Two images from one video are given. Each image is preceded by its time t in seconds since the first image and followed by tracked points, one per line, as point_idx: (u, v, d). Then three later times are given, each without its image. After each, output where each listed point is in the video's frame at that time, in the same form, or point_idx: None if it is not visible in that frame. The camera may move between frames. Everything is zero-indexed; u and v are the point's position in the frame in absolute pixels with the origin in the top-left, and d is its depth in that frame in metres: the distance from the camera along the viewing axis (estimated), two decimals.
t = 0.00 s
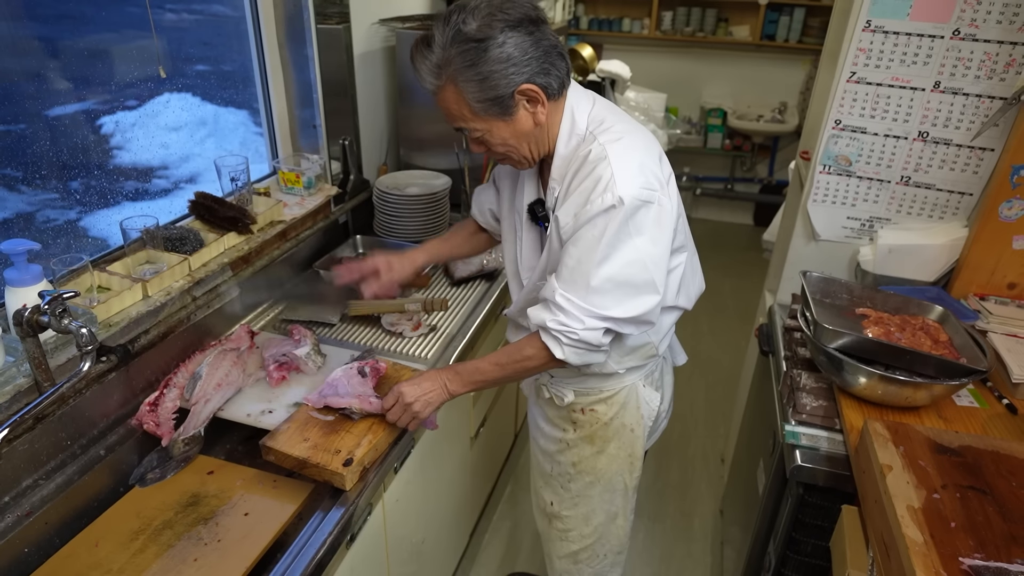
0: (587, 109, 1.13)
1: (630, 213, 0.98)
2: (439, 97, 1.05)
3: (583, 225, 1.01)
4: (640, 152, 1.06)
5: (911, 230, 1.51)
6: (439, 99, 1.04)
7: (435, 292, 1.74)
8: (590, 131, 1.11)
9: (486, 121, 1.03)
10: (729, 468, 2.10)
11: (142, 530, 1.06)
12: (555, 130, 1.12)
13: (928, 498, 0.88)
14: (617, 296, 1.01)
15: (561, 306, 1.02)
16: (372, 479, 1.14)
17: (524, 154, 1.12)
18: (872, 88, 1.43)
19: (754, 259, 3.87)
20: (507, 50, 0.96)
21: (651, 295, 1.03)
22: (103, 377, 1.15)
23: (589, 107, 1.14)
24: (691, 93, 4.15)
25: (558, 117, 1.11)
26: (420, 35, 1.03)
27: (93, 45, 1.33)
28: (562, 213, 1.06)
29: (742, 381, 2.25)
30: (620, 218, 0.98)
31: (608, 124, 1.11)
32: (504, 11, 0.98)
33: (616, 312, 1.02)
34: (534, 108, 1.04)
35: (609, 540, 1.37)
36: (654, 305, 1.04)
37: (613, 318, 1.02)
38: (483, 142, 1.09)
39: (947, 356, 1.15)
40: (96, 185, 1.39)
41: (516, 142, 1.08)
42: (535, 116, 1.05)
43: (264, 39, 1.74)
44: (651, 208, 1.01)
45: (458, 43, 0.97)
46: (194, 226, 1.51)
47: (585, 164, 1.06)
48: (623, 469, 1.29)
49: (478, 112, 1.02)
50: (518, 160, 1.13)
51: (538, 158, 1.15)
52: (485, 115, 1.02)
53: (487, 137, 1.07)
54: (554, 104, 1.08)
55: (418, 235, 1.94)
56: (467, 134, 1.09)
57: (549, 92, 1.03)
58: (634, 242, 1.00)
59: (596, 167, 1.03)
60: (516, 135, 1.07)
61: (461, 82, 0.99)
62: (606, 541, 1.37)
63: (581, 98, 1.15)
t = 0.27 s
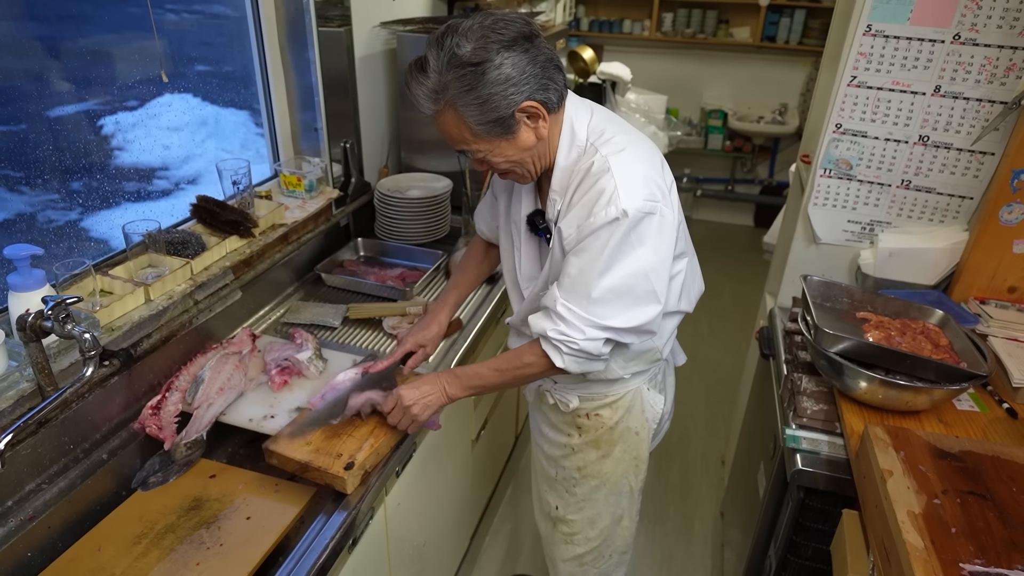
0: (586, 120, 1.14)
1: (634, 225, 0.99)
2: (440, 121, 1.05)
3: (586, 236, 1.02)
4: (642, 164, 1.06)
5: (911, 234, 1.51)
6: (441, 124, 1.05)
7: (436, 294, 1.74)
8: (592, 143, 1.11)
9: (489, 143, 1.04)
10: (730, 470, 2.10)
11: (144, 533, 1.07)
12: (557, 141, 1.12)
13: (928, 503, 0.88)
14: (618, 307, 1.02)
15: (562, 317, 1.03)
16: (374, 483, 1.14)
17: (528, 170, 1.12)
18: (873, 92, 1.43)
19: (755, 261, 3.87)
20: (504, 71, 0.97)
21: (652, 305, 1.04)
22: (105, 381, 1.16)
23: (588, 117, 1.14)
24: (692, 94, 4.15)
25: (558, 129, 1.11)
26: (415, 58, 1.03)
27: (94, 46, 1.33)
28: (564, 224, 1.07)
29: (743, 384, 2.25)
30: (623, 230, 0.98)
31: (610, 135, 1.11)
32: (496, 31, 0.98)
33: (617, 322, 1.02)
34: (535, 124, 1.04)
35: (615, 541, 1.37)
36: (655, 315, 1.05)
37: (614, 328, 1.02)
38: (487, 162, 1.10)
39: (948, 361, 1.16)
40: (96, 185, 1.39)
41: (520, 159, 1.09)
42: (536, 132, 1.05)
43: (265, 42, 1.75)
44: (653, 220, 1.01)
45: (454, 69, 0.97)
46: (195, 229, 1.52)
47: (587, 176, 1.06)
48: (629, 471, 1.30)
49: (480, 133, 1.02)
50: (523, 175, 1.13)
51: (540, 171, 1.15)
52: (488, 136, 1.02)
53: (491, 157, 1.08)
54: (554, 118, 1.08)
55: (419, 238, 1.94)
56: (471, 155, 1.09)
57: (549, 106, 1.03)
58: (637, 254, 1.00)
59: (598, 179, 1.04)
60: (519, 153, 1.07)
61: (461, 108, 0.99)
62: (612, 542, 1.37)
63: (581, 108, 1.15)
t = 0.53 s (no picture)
0: (588, 119, 1.14)
1: (632, 223, 0.98)
2: (440, 112, 1.05)
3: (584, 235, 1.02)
4: (643, 163, 1.06)
5: (912, 236, 1.51)
6: (440, 114, 1.05)
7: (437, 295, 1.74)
8: (592, 142, 1.11)
9: (487, 136, 1.04)
10: (730, 472, 2.10)
11: (145, 535, 1.07)
12: (556, 139, 1.12)
13: (930, 506, 0.88)
14: (615, 308, 1.01)
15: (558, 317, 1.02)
16: (374, 485, 1.14)
17: (526, 165, 1.12)
18: (874, 94, 1.43)
19: (755, 262, 3.87)
20: (505, 64, 0.96)
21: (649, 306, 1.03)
22: (105, 382, 1.16)
23: (590, 117, 1.14)
24: (693, 95, 4.15)
25: (558, 128, 1.11)
26: (418, 49, 1.03)
27: (95, 47, 1.33)
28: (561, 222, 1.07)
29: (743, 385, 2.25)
30: (622, 228, 0.98)
31: (611, 133, 1.11)
32: (501, 25, 0.98)
33: (614, 324, 1.02)
34: (534, 120, 1.04)
35: (611, 546, 1.37)
36: (653, 317, 1.04)
37: (611, 329, 1.02)
38: (485, 156, 1.09)
39: (949, 364, 1.15)
40: (96, 184, 1.39)
41: (517, 154, 1.08)
42: (534, 128, 1.05)
43: (266, 43, 1.75)
44: (651, 220, 1.01)
45: (455, 59, 0.97)
46: (195, 230, 1.52)
47: (587, 175, 1.06)
48: (625, 477, 1.30)
49: (478, 126, 1.02)
50: (521, 171, 1.13)
51: (539, 169, 1.15)
52: (485, 129, 1.02)
53: (488, 150, 1.07)
54: (555, 115, 1.08)
55: (419, 238, 1.94)
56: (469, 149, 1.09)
57: (549, 103, 1.03)
58: (635, 253, 1.00)
59: (597, 178, 1.03)
60: (516, 148, 1.07)
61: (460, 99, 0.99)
62: (609, 548, 1.38)
63: (584, 107, 1.15)
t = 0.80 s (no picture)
0: (583, 109, 1.13)
1: (625, 205, 0.97)
2: (432, 89, 1.06)
3: (576, 219, 1.00)
4: (636, 149, 1.05)
5: (914, 236, 1.50)
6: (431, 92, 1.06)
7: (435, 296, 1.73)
8: (586, 130, 1.10)
9: (473, 117, 1.04)
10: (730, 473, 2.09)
11: (139, 537, 1.06)
12: (550, 129, 1.11)
13: (931, 509, 0.87)
14: (609, 296, 0.99)
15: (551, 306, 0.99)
16: (371, 486, 1.13)
17: (513, 152, 1.12)
18: (875, 93, 1.42)
19: (755, 262, 3.86)
20: (496, 46, 0.96)
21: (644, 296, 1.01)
22: (100, 383, 1.15)
23: (585, 107, 1.13)
24: (693, 95, 4.14)
25: (551, 118, 1.10)
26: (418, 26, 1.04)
27: (93, 45, 1.32)
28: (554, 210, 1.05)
29: (743, 386, 2.24)
30: (615, 209, 0.97)
31: (605, 121, 1.10)
32: (498, 10, 0.98)
33: (608, 313, 0.99)
34: (522, 107, 1.04)
35: (603, 552, 1.36)
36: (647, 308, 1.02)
37: (604, 318, 0.99)
38: (473, 137, 1.10)
39: (951, 365, 1.14)
40: (95, 184, 1.38)
41: (503, 139, 1.08)
42: (523, 116, 1.05)
43: (263, 42, 1.74)
44: (644, 205, 1.00)
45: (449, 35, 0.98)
46: (192, 230, 1.51)
47: (580, 160, 1.05)
48: (617, 481, 1.29)
49: (465, 105, 1.02)
50: (507, 157, 1.13)
51: (530, 157, 1.15)
52: (472, 109, 1.02)
53: (475, 133, 1.08)
54: (547, 105, 1.07)
55: (418, 238, 1.93)
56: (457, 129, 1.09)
57: (538, 92, 1.03)
58: (627, 237, 0.98)
59: (590, 164, 1.03)
60: (503, 132, 1.07)
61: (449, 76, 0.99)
62: (601, 552, 1.37)
63: (579, 98, 1.14)
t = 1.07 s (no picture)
0: (568, 104, 1.10)
1: (571, 207, 0.93)
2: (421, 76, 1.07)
3: (529, 213, 0.98)
4: (602, 150, 1.00)
5: (915, 236, 1.49)
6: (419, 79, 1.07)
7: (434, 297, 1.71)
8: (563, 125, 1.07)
9: (456, 106, 1.04)
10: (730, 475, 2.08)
11: (132, 541, 1.05)
12: (533, 124, 1.09)
13: (933, 514, 0.86)
14: (548, 294, 0.96)
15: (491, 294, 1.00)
16: (366, 489, 1.12)
17: (497, 143, 1.12)
18: (876, 93, 1.41)
19: (755, 262, 3.85)
20: (478, 35, 0.96)
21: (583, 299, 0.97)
22: (94, 385, 1.14)
23: (569, 102, 1.10)
24: (693, 94, 4.13)
25: (536, 112, 1.09)
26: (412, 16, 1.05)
27: (92, 45, 1.31)
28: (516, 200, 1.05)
29: (743, 387, 2.22)
30: (559, 211, 0.94)
31: (584, 117, 1.06)
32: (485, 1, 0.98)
33: (544, 310, 0.97)
34: (504, 98, 1.03)
35: (579, 556, 1.36)
36: (586, 312, 0.98)
37: (539, 314, 0.97)
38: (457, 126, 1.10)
39: (953, 367, 1.13)
40: (95, 184, 1.37)
41: (486, 129, 1.08)
42: (505, 107, 1.04)
43: (260, 41, 1.73)
44: (594, 209, 0.95)
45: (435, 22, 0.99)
46: (188, 230, 1.50)
47: (545, 155, 1.03)
48: (591, 485, 1.29)
49: (449, 93, 1.02)
50: (492, 148, 1.13)
51: (516, 151, 1.14)
52: (455, 97, 1.02)
53: (460, 122, 1.08)
54: (531, 98, 1.06)
55: (416, 238, 1.92)
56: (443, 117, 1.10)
57: (520, 84, 1.02)
58: (573, 239, 0.94)
59: (550, 159, 1.00)
60: (485, 122, 1.07)
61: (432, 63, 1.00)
62: (576, 557, 1.37)
63: (569, 91, 1.11)
